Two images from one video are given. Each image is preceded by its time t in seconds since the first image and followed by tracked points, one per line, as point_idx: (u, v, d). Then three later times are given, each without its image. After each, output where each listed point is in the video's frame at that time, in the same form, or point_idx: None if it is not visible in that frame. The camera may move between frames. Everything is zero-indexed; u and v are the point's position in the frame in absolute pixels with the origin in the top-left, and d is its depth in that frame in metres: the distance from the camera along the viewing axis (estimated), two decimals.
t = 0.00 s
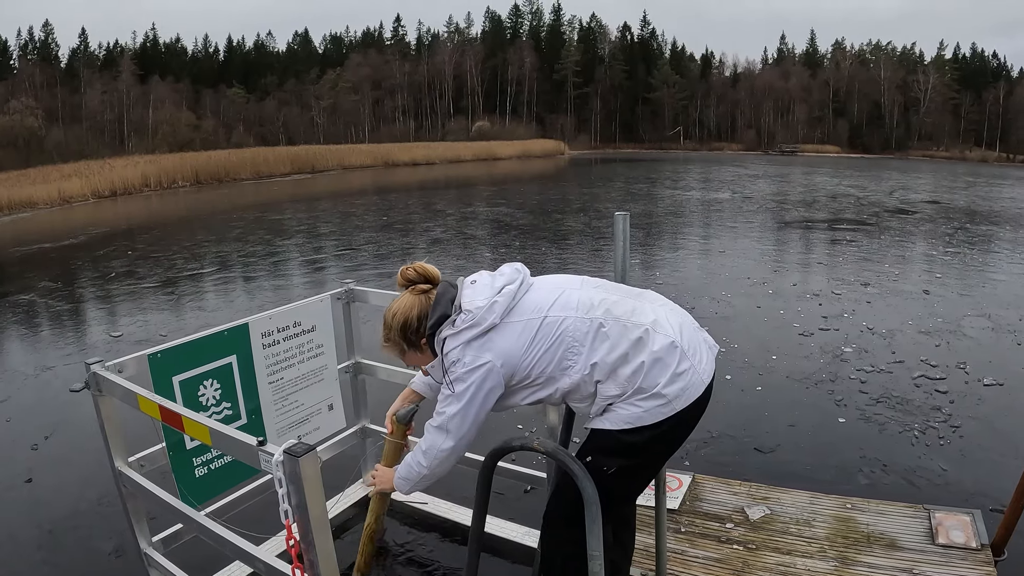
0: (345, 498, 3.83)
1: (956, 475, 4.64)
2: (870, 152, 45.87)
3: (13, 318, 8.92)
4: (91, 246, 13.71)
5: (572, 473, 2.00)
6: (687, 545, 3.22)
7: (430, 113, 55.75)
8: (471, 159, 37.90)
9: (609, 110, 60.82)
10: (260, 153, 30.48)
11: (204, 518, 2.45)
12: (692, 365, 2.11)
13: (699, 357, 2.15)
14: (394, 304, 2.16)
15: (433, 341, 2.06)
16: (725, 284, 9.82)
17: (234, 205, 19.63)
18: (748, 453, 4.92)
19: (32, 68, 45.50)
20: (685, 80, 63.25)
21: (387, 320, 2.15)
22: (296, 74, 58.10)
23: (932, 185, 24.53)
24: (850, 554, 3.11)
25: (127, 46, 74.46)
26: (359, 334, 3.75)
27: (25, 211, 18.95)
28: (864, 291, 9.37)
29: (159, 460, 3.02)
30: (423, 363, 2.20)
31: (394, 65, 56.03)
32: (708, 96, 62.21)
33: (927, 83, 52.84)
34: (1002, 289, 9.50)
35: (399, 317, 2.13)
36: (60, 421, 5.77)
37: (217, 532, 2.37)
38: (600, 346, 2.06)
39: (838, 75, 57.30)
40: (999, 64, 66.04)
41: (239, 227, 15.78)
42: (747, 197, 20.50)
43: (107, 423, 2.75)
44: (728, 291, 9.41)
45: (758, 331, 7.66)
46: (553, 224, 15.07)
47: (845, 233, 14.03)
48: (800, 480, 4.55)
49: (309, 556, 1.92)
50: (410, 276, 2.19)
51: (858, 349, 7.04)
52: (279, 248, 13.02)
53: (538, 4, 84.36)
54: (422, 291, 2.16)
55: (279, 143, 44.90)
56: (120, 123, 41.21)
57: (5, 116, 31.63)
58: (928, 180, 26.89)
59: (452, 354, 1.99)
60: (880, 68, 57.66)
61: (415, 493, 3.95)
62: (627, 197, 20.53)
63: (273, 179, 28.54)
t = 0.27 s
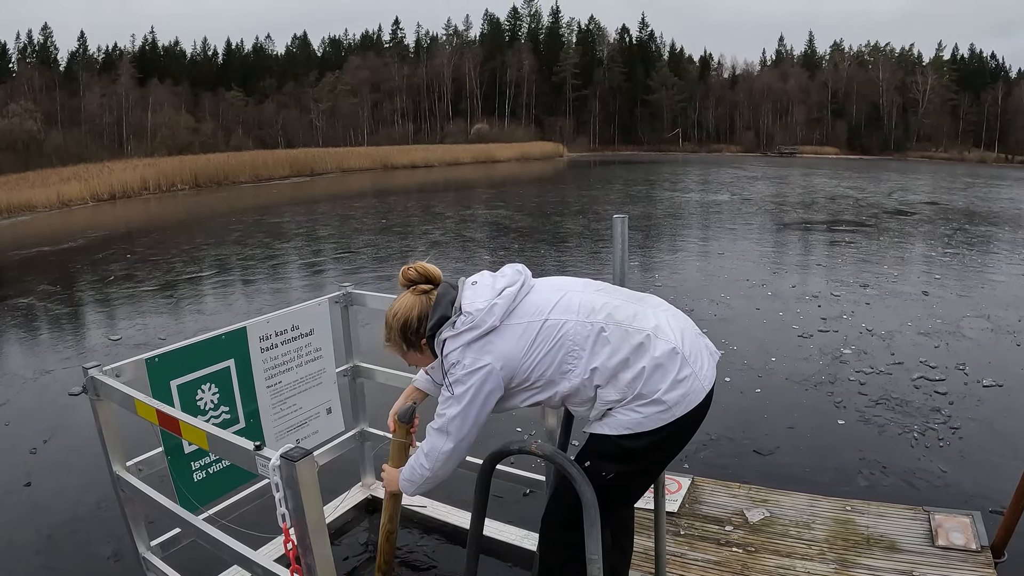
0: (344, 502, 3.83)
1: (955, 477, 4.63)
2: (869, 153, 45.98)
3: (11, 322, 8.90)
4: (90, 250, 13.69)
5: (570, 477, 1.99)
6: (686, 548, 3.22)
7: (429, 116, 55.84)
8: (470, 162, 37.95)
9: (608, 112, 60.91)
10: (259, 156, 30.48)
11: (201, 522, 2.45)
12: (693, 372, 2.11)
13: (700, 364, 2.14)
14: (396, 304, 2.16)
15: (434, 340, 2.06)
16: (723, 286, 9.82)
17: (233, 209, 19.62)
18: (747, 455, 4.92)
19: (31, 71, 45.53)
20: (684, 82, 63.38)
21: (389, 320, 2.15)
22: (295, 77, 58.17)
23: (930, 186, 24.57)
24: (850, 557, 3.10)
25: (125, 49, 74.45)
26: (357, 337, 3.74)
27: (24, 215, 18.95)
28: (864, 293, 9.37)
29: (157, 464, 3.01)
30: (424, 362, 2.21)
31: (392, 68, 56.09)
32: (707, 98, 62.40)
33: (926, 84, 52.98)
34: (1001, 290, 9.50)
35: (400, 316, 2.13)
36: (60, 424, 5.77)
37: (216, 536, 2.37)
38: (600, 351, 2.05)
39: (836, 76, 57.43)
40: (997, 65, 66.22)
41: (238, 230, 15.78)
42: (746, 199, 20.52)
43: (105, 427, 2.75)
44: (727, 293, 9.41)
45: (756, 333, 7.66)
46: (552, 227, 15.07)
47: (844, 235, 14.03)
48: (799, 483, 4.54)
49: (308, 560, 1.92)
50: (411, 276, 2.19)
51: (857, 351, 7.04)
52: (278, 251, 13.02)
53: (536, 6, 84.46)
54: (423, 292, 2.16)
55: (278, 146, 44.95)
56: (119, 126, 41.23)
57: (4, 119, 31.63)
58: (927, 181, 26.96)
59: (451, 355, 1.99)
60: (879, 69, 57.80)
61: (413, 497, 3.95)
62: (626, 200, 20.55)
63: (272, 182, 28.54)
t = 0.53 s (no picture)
0: (344, 504, 3.82)
1: (955, 478, 4.62)
2: (869, 154, 46.07)
3: (12, 324, 8.91)
4: (90, 252, 13.70)
5: (571, 480, 1.98)
6: (686, 549, 3.21)
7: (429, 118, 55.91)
8: (470, 163, 38.00)
9: (608, 113, 60.98)
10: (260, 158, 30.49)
11: (200, 524, 2.45)
12: (703, 391, 2.10)
13: (710, 384, 2.14)
14: (417, 305, 2.19)
15: (450, 341, 2.09)
16: (724, 287, 9.81)
17: (233, 210, 19.63)
18: (748, 456, 4.91)
19: (32, 73, 45.60)
20: (684, 83, 63.45)
21: (408, 320, 2.18)
22: (295, 79, 58.26)
23: (930, 187, 24.59)
24: (850, 557, 3.10)
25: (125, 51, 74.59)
26: (357, 339, 3.74)
27: (24, 217, 18.97)
28: (864, 294, 9.37)
29: (156, 466, 3.01)
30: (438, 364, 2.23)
31: (392, 70, 56.19)
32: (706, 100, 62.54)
33: (925, 85, 53.06)
34: (1001, 290, 9.50)
35: (419, 317, 2.16)
36: (60, 426, 5.77)
37: (215, 537, 2.36)
38: (612, 364, 2.05)
39: (836, 77, 57.51)
40: (997, 66, 66.32)
41: (239, 232, 15.79)
42: (746, 200, 20.52)
43: (104, 428, 2.74)
44: (727, 294, 9.41)
45: (756, 334, 7.66)
46: (552, 228, 15.08)
47: (844, 236, 14.03)
48: (799, 483, 4.54)
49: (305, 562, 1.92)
50: (434, 277, 2.23)
51: (857, 352, 7.04)
52: (278, 253, 13.02)
53: (536, 7, 84.56)
54: (443, 293, 2.19)
55: (278, 147, 45.02)
56: (119, 128, 41.29)
57: (4, 121, 31.65)
58: (927, 181, 26.99)
59: (465, 355, 2.01)
60: (878, 70, 57.89)
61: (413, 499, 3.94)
62: (627, 201, 20.55)
63: (272, 183, 28.55)
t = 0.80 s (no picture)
0: (345, 505, 3.81)
1: (956, 478, 4.62)
2: (869, 155, 46.15)
3: (12, 326, 8.92)
4: (90, 254, 13.71)
5: (573, 480, 1.98)
6: (687, 549, 3.21)
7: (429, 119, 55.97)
8: (470, 165, 38.02)
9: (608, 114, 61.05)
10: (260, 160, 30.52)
11: (200, 526, 2.45)
12: (719, 419, 2.11)
13: (727, 414, 2.14)
14: (445, 318, 2.25)
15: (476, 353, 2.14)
16: (724, 288, 9.82)
17: (233, 212, 19.65)
18: (748, 457, 4.90)
19: (32, 75, 45.66)
20: (684, 84, 63.52)
21: (435, 332, 2.24)
22: (294, 80, 58.33)
23: (930, 187, 24.60)
24: (852, 558, 3.09)
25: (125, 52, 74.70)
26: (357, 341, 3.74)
27: (24, 219, 18.99)
28: (864, 294, 9.36)
29: (155, 468, 3.01)
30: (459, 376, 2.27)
31: (393, 72, 56.26)
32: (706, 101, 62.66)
33: (925, 85, 53.16)
34: (1001, 291, 9.50)
35: (446, 330, 2.22)
36: (60, 428, 5.77)
37: (214, 539, 2.37)
38: (634, 387, 2.05)
39: (836, 78, 57.58)
40: (997, 66, 66.43)
41: (239, 233, 15.80)
42: (746, 201, 20.52)
43: (104, 432, 2.75)
44: (728, 295, 9.41)
45: (756, 334, 7.65)
46: (552, 229, 15.08)
47: (844, 236, 14.02)
48: (800, 484, 4.53)
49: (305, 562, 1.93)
50: (464, 292, 2.27)
51: (858, 353, 7.02)
52: (278, 254, 13.03)
53: (536, 9, 84.64)
54: (470, 307, 2.24)
55: (278, 149, 45.07)
56: (119, 130, 41.34)
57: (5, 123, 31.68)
58: (927, 182, 27.01)
59: (487, 364, 2.06)
60: (878, 70, 57.96)
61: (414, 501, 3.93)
62: (627, 202, 20.56)
63: (272, 185, 28.55)
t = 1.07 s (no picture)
0: (347, 506, 3.82)
1: (956, 479, 4.62)
2: (870, 155, 46.18)
3: (13, 328, 8.92)
4: (91, 255, 13.71)
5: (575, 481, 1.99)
6: (688, 551, 3.21)
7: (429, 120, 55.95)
8: (470, 166, 38.04)
9: (608, 115, 61.06)
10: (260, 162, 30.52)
11: (202, 527, 2.45)
12: (720, 465, 2.21)
13: (724, 459, 2.25)
14: (456, 351, 2.38)
15: (487, 384, 2.27)
16: (724, 289, 9.82)
17: (234, 214, 19.66)
18: (748, 458, 4.91)
19: (32, 77, 45.70)
20: (684, 85, 63.54)
21: (446, 368, 2.38)
22: (295, 82, 58.36)
23: (931, 188, 24.59)
24: (852, 558, 3.10)
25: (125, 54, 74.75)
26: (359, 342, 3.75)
27: (25, 221, 19.00)
28: (864, 295, 9.37)
29: (157, 470, 3.02)
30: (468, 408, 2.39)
31: (393, 73, 56.28)
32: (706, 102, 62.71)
33: (925, 86, 53.20)
34: (1001, 291, 9.50)
35: (456, 366, 2.36)
36: (61, 430, 5.78)
37: (216, 539, 2.38)
38: (643, 430, 2.12)
39: (836, 78, 57.62)
40: (997, 66, 66.51)
41: (239, 235, 15.80)
42: (746, 202, 20.52)
43: (106, 434, 2.75)
44: (728, 296, 9.42)
45: (757, 335, 7.66)
46: (552, 231, 15.09)
47: (844, 237, 14.03)
48: (800, 485, 4.54)
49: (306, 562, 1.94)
50: (472, 328, 2.40)
51: (858, 353, 7.03)
52: (279, 256, 13.03)
53: (536, 10, 84.70)
54: (480, 342, 2.37)
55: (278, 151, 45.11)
56: (119, 132, 41.36)
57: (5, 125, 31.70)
58: (927, 182, 27.02)
59: (498, 393, 2.16)
60: (878, 71, 58.00)
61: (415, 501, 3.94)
62: (627, 203, 20.55)
63: (272, 187, 28.56)
